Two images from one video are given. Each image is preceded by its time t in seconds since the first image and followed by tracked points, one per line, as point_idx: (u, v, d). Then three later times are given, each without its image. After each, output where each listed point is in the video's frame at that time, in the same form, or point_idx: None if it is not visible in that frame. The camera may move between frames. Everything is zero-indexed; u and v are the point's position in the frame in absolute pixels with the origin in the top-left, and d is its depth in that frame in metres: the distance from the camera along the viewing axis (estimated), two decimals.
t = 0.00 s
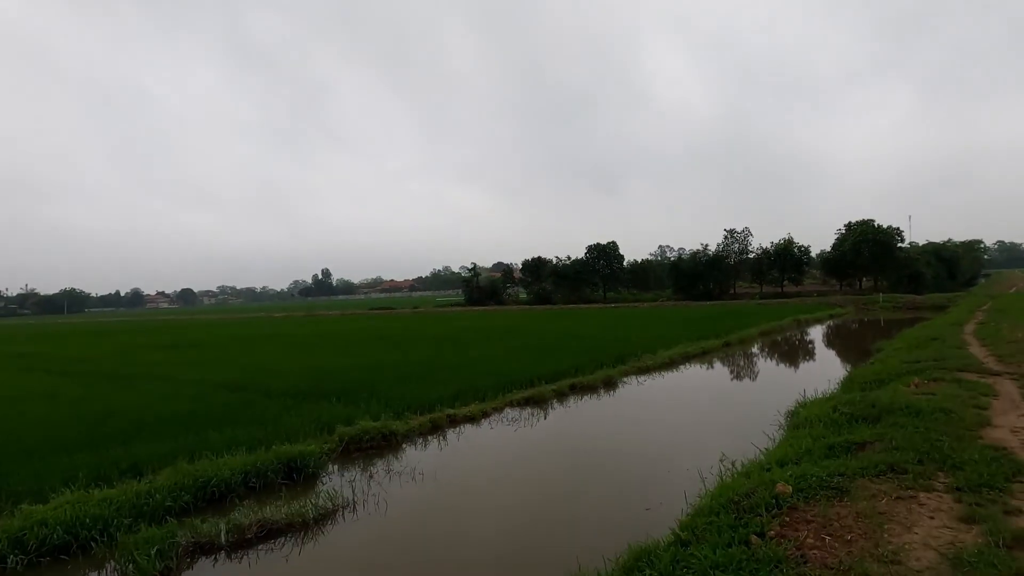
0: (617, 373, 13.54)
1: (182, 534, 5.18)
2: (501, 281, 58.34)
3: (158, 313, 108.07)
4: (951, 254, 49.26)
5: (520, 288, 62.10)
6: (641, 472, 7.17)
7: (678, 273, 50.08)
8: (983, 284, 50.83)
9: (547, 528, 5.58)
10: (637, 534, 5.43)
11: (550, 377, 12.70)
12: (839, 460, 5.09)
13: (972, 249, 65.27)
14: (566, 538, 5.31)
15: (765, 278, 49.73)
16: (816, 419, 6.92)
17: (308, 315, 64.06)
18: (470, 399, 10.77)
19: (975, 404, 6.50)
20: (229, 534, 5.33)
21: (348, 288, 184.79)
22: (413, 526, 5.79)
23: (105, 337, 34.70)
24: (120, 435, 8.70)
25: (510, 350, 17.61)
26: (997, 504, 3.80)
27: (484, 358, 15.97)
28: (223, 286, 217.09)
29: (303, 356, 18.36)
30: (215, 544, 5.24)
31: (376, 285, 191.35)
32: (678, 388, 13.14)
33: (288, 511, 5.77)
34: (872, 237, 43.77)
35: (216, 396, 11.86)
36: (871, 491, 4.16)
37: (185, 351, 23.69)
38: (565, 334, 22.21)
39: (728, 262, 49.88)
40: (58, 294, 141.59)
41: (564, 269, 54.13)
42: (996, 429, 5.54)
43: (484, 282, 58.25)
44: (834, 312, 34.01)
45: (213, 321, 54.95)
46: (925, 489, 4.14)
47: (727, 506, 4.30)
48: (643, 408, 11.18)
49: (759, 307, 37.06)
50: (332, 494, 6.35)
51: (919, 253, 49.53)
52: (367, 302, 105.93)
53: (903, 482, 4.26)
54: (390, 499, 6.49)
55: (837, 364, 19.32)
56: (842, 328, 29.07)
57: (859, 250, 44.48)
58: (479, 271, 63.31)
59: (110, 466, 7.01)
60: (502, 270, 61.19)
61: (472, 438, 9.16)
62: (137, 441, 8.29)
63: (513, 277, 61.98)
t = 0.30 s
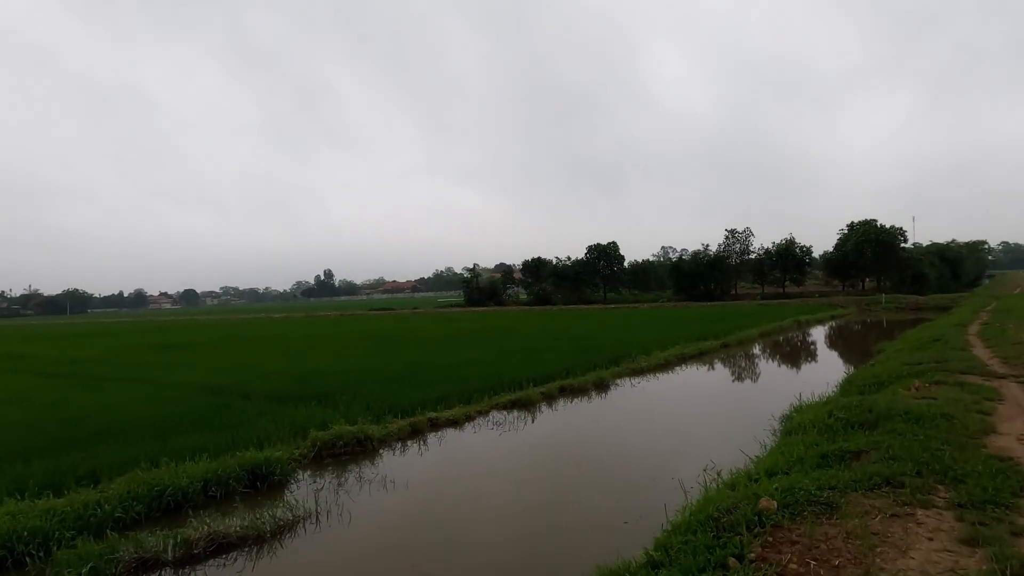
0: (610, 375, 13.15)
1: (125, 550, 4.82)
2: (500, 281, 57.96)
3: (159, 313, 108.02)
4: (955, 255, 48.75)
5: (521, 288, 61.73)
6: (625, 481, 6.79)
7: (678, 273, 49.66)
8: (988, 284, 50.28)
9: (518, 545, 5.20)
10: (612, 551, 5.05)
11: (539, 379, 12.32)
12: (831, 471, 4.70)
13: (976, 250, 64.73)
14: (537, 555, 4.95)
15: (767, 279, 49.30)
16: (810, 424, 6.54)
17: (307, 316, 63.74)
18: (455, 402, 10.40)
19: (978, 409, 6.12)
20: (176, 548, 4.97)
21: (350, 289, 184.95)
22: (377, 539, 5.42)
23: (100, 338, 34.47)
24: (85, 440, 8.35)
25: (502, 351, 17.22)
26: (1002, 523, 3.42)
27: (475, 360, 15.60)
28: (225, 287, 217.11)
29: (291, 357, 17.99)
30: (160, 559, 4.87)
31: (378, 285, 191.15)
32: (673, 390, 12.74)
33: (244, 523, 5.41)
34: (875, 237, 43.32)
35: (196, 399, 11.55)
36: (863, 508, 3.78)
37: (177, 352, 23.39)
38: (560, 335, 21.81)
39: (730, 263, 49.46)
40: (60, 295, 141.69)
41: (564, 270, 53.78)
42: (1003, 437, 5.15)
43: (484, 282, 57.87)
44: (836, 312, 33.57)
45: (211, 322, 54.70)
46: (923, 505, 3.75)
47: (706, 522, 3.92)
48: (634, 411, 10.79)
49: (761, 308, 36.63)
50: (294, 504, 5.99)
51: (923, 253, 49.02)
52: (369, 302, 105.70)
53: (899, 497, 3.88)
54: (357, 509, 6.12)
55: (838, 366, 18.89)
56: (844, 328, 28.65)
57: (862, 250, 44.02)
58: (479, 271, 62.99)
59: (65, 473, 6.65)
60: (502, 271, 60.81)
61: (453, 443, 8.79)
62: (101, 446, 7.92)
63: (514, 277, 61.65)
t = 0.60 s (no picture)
0: (603, 383, 12.74)
1: None
2: (501, 284, 57.60)
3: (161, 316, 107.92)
4: (960, 257, 48.20)
5: (521, 291, 61.37)
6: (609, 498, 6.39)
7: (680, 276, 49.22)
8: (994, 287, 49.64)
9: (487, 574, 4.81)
10: None
11: (528, 388, 11.91)
12: (823, 499, 4.31)
13: (982, 252, 64.10)
14: None
15: (769, 282, 48.81)
16: (804, 441, 6.14)
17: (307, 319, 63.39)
18: (439, 413, 10.01)
19: (986, 427, 5.70)
20: None
21: (352, 291, 184.87)
22: (336, 565, 5.05)
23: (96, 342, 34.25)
24: (47, 454, 7.98)
25: (495, 357, 16.83)
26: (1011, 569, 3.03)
27: (466, 367, 15.21)
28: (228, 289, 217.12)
29: (280, 364, 17.64)
30: None
31: (381, 288, 190.92)
32: (668, 398, 12.34)
33: (193, 551, 5.04)
34: (878, 239, 42.78)
35: (174, 409, 11.18)
36: (857, 547, 3.39)
37: (168, 358, 23.09)
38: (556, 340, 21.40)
39: (731, 265, 48.98)
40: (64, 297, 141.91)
41: (564, 273, 53.38)
42: (1013, 461, 4.73)
43: (484, 285, 57.51)
44: (839, 315, 33.08)
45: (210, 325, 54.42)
46: (924, 545, 3.36)
47: (681, 561, 3.54)
48: (625, 420, 10.40)
49: (763, 311, 36.18)
50: (252, 528, 5.61)
51: (927, 255, 48.48)
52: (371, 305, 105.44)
53: (896, 535, 3.49)
54: (320, 531, 5.75)
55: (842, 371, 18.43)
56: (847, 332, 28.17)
57: (865, 253, 43.52)
58: (480, 274, 62.65)
59: (16, 492, 6.29)
60: (503, 273, 60.46)
61: (434, 456, 8.43)
62: (62, 460, 7.56)
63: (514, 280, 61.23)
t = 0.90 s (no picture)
0: (592, 387, 12.38)
1: None
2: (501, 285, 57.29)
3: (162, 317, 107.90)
4: (964, 258, 47.69)
5: (522, 292, 61.04)
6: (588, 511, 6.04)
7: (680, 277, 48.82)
8: (999, 288, 49.12)
9: None
10: None
11: (514, 392, 11.57)
12: (804, 518, 3.96)
13: (986, 253, 63.54)
14: None
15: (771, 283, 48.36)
16: (790, 452, 5.78)
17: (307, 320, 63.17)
18: (419, 418, 9.67)
19: (984, 437, 5.34)
20: None
21: (355, 293, 184.78)
22: None
23: (91, 342, 34.04)
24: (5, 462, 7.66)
25: (486, 360, 16.49)
26: None
27: (455, 369, 14.86)
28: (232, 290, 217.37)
29: (268, 366, 17.33)
30: None
31: (383, 289, 190.93)
32: (659, 401, 11.98)
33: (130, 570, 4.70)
34: (881, 240, 42.31)
35: (149, 414, 10.88)
36: None
37: (159, 359, 22.84)
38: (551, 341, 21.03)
39: (733, 266, 48.55)
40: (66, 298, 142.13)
41: (564, 274, 53.02)
42: (1013, 476, 4.36)
43: (484, 286, 57.20)
44: (840, 317, 32.67)
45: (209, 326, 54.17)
46: None
47: None
48: (613, 425, 10.06)
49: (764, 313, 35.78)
50: (199, 544, 5.27)
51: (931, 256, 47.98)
52: (372, 305, 105.28)
53: (879, 563, 3.14)
54: (274, 546, 5.42)
55: (841, 373, 18.02)
56: (849, 334, 27.74)
57: (868, 253, 43.06)
58: (480, 275, 62.36)
59: None
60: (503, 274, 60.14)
61: (410, 463, 8.09)
62: (18, 468, 7.24)
63: (515, 281, 60.90)
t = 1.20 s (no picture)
0: (584, 393, 12.04)
1: None
2: (501, 287, 56.97)
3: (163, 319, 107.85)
4: (969, 258, 47.20)
5: (522, 294, 60.72)
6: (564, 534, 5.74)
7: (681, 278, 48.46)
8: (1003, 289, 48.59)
9: None
10: None
11: (502, 398, 11.24)
12: (787, 548, 3.63)
13: (992, 253, 62.96)
14: None
15: (774, 284, 47.94)
16: (779, 467, 5.45)
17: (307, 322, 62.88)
18: (401, 427, 9.36)
19: (985, 453, 5.00)
20: None
21: (358, 294, 184.81)
22: None
23: (87, 345, 33.83)
24: None
25: (478, 364, 16.16)
26: None
27: (445, 374, 14.54)
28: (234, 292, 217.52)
29: (256, 371, 17.03)
30: None
31: (386, 290, 190.66)
32: (653, 410, 11.65)
33: None
34: (884, 241, 41.87)
35: (127, 421, 10.60)
36: None
37: (151, 363, 22.63)
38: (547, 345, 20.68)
39: (734, 267, 48.14)
40: (69, 300, 142.28)
41: (565, 275, 52.69)
42: (1015, 499, 4.02)
43: (484, 288, 56.91)
44: (843, 318, 32.26)
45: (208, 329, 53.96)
46: None
47: None
48: (603, 436, 9.74)
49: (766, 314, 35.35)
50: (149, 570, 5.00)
51: (935, 257, 47.50)
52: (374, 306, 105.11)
53: None
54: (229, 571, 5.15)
55: (842, 377, 17.64)
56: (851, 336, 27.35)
57: (871, 254, 42.65)
58: (480, 276, 62.02)
59: None
60: (503, 276, 59.83)
61: (387, 476, 7.79)
62: None
63: (515, 283, 60.57)
